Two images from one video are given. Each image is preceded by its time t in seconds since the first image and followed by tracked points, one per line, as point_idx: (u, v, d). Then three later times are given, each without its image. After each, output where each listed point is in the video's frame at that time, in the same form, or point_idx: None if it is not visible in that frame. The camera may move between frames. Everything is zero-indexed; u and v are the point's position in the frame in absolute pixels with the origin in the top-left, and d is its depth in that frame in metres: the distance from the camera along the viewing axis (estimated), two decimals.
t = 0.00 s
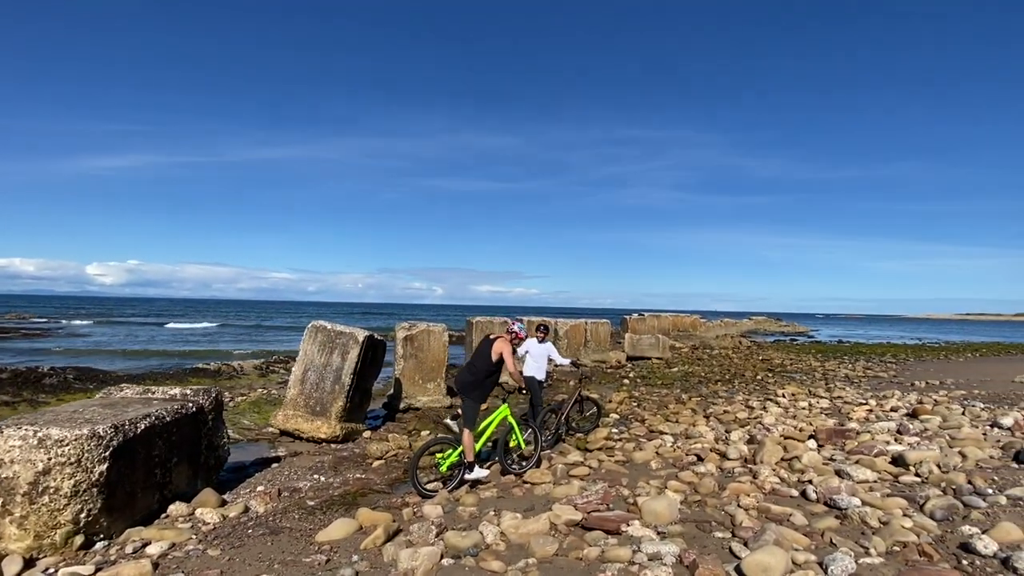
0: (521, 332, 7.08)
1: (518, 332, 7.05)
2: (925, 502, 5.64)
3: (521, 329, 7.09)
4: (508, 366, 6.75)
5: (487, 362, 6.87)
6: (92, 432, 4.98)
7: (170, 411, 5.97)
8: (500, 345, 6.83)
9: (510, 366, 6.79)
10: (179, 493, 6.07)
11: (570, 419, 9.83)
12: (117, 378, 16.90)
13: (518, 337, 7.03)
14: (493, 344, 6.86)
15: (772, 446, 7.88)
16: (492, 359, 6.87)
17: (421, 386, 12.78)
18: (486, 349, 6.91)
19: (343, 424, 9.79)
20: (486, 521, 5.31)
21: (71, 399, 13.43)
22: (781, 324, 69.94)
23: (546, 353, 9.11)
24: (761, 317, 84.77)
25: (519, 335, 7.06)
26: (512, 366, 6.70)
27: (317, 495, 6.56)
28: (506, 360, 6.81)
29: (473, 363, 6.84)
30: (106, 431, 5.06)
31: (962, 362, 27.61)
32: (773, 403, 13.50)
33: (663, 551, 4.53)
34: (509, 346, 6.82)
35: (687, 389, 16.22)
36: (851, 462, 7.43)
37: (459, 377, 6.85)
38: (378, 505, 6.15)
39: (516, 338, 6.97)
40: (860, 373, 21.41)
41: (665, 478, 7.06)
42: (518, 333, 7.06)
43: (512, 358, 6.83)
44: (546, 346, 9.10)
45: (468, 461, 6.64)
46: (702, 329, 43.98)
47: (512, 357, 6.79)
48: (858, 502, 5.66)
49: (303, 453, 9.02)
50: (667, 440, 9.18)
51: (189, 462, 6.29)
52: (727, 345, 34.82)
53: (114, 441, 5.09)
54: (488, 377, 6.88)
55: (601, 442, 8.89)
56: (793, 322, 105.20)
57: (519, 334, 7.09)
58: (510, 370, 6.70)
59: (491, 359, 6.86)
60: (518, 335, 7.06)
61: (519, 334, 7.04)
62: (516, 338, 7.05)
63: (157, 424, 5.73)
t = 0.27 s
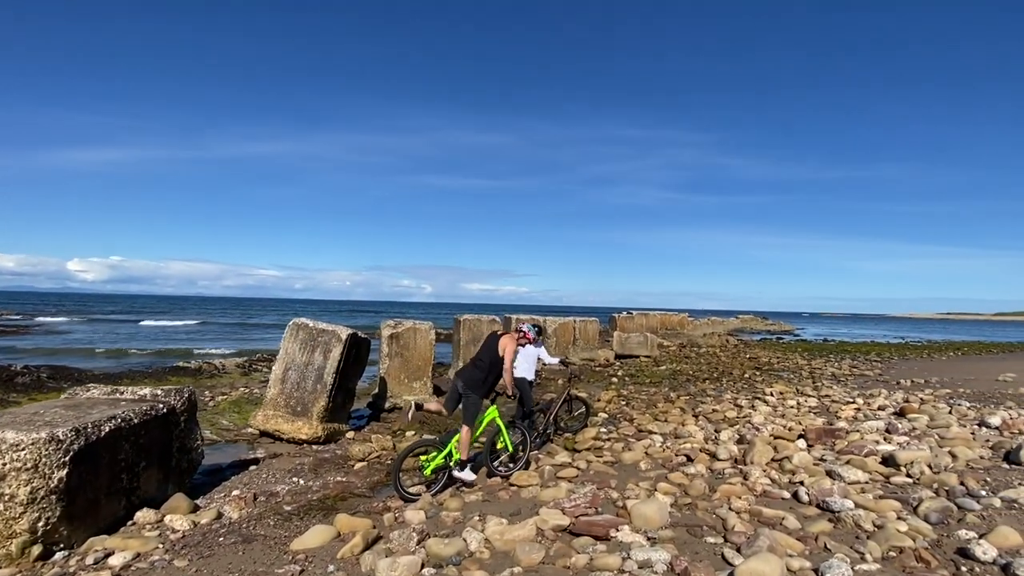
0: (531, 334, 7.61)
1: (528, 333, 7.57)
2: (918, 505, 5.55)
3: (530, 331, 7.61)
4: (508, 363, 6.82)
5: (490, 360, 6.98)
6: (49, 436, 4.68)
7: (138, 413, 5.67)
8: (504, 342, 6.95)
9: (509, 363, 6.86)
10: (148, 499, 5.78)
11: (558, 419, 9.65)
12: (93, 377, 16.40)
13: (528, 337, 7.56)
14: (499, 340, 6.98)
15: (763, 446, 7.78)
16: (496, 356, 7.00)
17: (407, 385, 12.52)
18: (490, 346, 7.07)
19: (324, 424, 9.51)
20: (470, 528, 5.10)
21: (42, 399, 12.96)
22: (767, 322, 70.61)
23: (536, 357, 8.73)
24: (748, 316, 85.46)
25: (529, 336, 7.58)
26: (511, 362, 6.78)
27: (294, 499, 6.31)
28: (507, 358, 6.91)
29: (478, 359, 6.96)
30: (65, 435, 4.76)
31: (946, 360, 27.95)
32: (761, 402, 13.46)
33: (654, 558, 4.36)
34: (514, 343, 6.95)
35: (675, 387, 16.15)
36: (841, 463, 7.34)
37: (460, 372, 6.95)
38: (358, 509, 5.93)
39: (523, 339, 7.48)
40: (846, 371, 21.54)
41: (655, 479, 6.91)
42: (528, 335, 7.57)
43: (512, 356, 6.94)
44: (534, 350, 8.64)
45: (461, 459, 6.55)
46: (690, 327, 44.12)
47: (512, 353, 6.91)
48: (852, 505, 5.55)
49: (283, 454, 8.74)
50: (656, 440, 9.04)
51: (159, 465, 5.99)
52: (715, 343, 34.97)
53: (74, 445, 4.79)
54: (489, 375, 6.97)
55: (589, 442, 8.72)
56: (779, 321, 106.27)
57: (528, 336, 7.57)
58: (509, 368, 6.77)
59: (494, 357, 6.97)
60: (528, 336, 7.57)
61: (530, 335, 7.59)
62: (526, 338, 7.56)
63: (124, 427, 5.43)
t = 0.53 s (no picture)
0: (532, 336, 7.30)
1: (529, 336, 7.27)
2: (910, 504, 5.47)
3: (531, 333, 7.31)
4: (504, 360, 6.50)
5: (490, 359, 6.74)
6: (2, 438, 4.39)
7: (104, 412, 5.37)
8: (502, 341, 6.67)
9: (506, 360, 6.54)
10: (115, 502, 5.49)
11: (546, 416, 9.46)
12: (68, 375, 15.91)
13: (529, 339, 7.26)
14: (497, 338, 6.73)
15: (753, 443, 7.67)
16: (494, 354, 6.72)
17: (392, 383, 12.25)
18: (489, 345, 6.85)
19: (306, 423, 9.23)
20: (454, 532, 4.89)
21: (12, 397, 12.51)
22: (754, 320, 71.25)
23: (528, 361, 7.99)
24: (735, 313, 86.16)
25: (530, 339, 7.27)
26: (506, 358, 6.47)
27: (271, 502, 6.06)
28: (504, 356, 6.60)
29: (476, 357, 6.68)
30: (20, 437, 4.47)
31: (929, 357, 28.31)
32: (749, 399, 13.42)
33: (645, 562, 4.20)
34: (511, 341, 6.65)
35: (664, 384, 16.08)
36: (831, 460, 7.26)
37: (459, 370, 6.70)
38: (337, 513, 5.69)
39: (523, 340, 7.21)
40: (832, 368, 21.67)
41: (644, 479, 6.76)
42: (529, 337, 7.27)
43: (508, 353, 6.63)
44: (525, 355, 7.73)
45: (470, 467, 5.99)
46: (679, 324, 44.29)
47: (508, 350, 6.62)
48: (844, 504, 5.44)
49: (262, 455, 8.45)
50: (645, 438, 8.90)
51: (126, 467, 5.69)
52: (703, 340, 35.10)
53: (29, 447, 4.50)
54: (489, 375, 6.70)
55: (578, 441, 8.55)
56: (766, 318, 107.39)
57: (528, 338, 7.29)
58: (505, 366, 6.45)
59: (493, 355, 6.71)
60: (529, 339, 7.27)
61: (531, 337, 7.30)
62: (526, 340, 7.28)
63: (87, 427, 5.13)
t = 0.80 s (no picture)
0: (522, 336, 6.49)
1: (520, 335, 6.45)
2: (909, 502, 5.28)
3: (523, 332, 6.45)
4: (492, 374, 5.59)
5: (488, 372, 5.92)
6: None
7: (58, 412, 5.01)
8: (488, 351, 5.75)
9: (496, 373, 5.61)
10: (72, 507, 5.16)
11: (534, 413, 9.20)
12: (41, 372, 15.39)
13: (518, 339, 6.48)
14: (482, 350, 5.80)
15: (746, 440, 7.47)
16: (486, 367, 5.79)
17: (377, 379, 11.91)
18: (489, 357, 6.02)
19: (285, 421, 8.88)
20: (434, 536, 4.62)
21: None
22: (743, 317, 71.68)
23: (521, 365, 7.13)
24: (724, 310, 86.65)
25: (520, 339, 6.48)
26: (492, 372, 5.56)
27: (241, 506, 5.76)
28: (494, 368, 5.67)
29: (468, 380, 5.80)
30: None
31: (915, 353, 28.53)
32: (740, 394, 13.28)
33: (636, 568, 3.96)
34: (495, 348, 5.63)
35: (654, 380, 15.91)
36: (825, 457, 7.08)
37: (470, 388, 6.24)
38: (310, 516, 5.40)
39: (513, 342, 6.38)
40: (821, 364, 21.65)
41: (635, 477, 6.53)
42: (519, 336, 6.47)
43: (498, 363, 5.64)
44: (513, 362, 6.77)
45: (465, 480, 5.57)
46: (669, 321, 44.35)
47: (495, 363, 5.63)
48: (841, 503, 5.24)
49: (237, 454, 8.11)
50: (635, 434, 8.68)
51: (85, 469, 5.33)
52: (693, 336, 35.13)
53: None
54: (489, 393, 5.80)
55: (566, 438, 8.31)
56: (754, 315, 108.28)
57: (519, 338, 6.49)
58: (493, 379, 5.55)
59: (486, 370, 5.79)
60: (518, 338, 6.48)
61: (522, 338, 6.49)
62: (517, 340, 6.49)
63: (39, 428, 4.77)
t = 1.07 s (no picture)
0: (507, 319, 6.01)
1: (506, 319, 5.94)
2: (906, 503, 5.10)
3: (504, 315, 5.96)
4: (476, 365, 5.28)
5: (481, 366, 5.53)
6: None
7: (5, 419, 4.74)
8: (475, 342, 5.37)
9: (480, 365, 5.29)
10: (23, 518, 4.92)
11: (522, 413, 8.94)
12: (13, 371, 14.90)
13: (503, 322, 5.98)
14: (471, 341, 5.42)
15: (739, 439, 7.28)
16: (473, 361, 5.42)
17: (362, 377, 11.57)
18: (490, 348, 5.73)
19: (263, 422, 8.53)
20: (411, 549, 4.34)
21: None
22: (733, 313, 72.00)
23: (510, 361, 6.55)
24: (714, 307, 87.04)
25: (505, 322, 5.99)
26: (476, 363, 5.25)
27: (210, 514, 5.41)
28: (479, 360, 5.33)
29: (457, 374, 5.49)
30: None
31: (904, 349, 28.67)
32: (731, 391, 13.13)
33: None
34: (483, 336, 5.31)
35: (645, 377, 15.73)
36: (818, 456, 6.90)
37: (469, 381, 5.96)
38: (282, 526, 5.08)
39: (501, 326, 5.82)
40: (812, 360, 21.61)
41: (625, 480, 6.29)
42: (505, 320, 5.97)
43: (485, 355, 5.31)
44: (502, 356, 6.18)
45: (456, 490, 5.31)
46: (660, 317, 44.34)
47: (482, 353, 5.30)
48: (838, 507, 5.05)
49: (211, 458, 7.76)
50: (626, 434, 8.45)
51: (37, 477, 5.07)
52: (684, 332, 35.10)
53: None
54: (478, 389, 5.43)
55: (555, 438, 8.05)
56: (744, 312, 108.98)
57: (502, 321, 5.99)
58: (477, 371, 5.23)
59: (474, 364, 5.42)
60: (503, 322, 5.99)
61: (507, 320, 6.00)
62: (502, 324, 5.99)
63: None
